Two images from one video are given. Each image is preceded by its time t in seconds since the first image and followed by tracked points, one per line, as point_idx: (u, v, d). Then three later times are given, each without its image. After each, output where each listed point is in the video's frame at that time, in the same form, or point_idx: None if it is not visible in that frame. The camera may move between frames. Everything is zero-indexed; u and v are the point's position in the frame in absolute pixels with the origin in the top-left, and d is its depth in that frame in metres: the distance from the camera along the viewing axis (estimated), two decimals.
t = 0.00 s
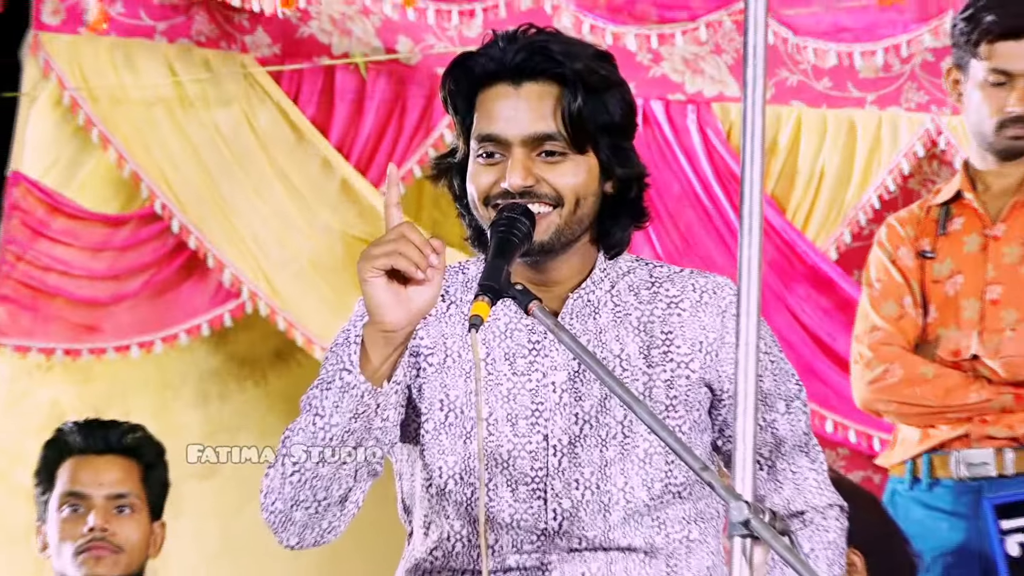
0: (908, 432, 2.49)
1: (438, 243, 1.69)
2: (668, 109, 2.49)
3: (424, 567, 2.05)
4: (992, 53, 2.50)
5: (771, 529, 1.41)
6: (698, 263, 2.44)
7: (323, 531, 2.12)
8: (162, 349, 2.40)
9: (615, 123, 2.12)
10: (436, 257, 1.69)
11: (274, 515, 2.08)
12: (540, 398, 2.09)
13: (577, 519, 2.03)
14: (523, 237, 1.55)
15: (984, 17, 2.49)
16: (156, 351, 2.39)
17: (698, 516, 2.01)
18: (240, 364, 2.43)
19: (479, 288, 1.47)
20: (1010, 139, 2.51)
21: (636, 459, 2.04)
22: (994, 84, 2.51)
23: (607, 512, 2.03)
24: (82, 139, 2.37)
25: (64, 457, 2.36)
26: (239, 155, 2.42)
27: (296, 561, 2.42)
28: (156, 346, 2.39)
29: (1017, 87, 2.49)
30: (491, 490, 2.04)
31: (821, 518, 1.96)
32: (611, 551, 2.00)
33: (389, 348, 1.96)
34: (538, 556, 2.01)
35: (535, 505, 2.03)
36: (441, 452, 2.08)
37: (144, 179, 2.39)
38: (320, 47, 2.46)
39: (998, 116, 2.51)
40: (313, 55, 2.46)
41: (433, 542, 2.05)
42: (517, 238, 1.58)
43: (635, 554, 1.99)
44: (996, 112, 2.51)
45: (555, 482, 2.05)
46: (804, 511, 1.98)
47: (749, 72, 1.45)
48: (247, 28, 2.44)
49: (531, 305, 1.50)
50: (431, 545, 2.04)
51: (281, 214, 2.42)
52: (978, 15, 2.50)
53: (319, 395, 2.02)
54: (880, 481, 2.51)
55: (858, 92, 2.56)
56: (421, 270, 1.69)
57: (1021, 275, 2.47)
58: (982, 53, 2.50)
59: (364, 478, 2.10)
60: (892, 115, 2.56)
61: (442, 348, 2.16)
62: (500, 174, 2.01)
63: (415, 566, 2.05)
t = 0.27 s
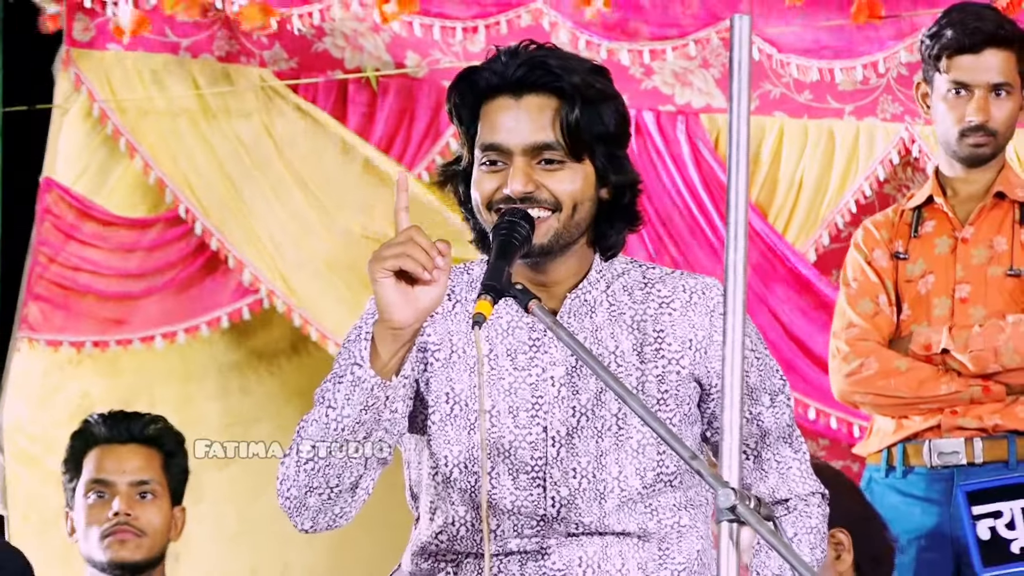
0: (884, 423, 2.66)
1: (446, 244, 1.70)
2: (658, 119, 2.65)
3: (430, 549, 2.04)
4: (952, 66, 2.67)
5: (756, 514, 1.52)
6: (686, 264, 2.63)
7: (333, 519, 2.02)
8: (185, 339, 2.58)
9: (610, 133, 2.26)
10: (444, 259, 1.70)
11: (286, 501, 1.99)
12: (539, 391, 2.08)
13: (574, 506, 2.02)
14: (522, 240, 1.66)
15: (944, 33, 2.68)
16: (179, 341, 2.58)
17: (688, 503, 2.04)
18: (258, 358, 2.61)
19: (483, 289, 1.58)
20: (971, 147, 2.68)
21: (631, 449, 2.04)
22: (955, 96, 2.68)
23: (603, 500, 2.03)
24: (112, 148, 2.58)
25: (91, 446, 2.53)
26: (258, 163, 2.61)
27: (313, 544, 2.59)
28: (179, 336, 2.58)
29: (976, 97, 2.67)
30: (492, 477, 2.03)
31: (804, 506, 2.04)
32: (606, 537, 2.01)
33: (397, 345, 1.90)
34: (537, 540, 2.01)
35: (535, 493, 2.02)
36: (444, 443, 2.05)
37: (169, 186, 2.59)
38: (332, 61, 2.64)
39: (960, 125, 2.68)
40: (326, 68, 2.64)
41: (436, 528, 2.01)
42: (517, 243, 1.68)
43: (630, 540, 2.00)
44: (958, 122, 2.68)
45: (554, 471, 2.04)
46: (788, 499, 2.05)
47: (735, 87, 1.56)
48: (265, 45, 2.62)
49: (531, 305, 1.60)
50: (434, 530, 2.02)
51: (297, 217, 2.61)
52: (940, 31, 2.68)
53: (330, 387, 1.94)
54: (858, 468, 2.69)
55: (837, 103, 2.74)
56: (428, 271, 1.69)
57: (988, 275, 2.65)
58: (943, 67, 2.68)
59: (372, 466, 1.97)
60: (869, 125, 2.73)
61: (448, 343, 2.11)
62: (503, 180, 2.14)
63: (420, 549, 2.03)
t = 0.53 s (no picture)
0: (885, 423, 2.66)
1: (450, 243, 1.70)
2: (662, 118, 2.68)
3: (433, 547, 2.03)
4: (950, 66, 2.69)
5: (758, 514, 1.52)
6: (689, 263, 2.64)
7: (338, 517, 2.00)
8: (188, 336, 2.58)
9: (615, 133, 2.25)
10: (448, 257, 1.70)
11: (290, 499, 1.97)
12: (543, 392, 2.05)
13: (577, 507, 2.00)
14: (526, 238, 1.66)
15: (942, 33, 2.69)
16: (182, 338, 2.58)
17: (691, 504, 2.02)
18: (259, 358, 2.61)
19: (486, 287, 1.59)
20: (970, 146, 2.69)
21: (634, 450, 2.02)
22: (953, 95, 2.70)
23: (605, 500, 2.01)
24: (114, 147, 2.58)
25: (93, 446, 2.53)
26: (259, 163, 2.62)
27: (317, 543, 2.59)
28: (182, 333, 2.58)
29: (974, 97, 2.68)
30: (495, 477, 2.00)
31: (807, 507, 2.02)
32: (609, 537, 1.99)
33: (402, 343, 1.89)
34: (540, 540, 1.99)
35: (538, 493, 2.00)
36: (448, 442, 2.02)
37: (171, 186, 2.59)
38: (337, 61, 2.66)
39: (959, 125, 2.69)
40: (331, 69, 2.66)
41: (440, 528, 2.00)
42: (520, 242, 1.68)
43: (633, 539, 1.99)
44: (957, 122, 2.69)
45: (557, 471, 2.01)
46: (791, 500, 2.03)
47: (737, 88, 1.56)
48: (269, 44, 2.64)
49: (533, 305, 1.61)
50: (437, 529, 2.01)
51: (299, 218, 2.61)
52: (938, 31, 2.69)
53: (334, 386, 1.92)
54: (861, 467, 2.68)
55: (841, 101, 2.74)
56: (433, 270, 1.68)
57: (989, 275, 2.67)
58: (942, 67, 2.69)
59: (378, 464, 1.96)
60: (872, 124, 2.74)
61: (452, 343, 2.08)
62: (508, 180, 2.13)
63: (423, 548, 2.02)
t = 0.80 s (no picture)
0: (886, 423, 2.66)
1: (452, 244, 1.62)
2: (663, 116, 2.69)
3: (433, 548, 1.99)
4: (947, 66, 2.69)
5: (759, 514, 1.51)
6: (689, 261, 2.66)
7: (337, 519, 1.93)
8: (188, 337, 2.59)
9: (617, 134, 2.17)
10: (449, 257, 1.63)
11: (291, 499, 1.89)
12: (545, 392, 2.01)
13: (578, 508, 1.96)
14: (526, 241, 1.64)
15: (939, 34, 2.70)
16: (182, 340, 2.59)
17: (692, 505, 1.99)
18: (258, 359, 2.62)
19: (486, 288, 1.57)
20: (970, 147, 2.69)
21: (635, 451, 1.99)
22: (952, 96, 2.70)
23: (606, 501, 1.97)
24: (116, 148, 2.59)
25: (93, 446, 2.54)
26: (261, 163, 2.63)
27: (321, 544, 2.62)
28: (182, 334, 2.59)
29: (972, 97, 2.69)
30: (495, 477, 1.97)
31: (808, 508, 1.98)
32: (610, 538, 1.96)
33: (404, 343, 1.81)
34: (541, 541, 1.95)
35: (540, 494, 1.96)
36: (449, 443, 1.98)
37: (171, 185, 2.60)
38: (337, 61, 2.67)
39: (957, 125, 2.69)
40: (331, 68, 2.67)
41: (439, 529, 1.97)
42: (520, 242, 1.65)
43: (633, 541, 1.95)
44: (956, 122, 2.69)
45: (558, 472, 1.97)
46: (792, 502, 1.99)
47: (737, 88, 1.54)
48: (269, 44, 2.65)
49: (533, 305, 1.57)
50: (437, 530, 1.98)
51: (301, 216, 2.63)
52: (935, 31, 2.71)
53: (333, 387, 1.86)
54: (862, 467, 2.67)
55: (842, 99, 2.73)
56: (433, 270, 1.61)
57: (989, 276, 2.66)
58: (939, 67, 2.70)
59: (378, 464, 1.88)
60: (874, 121, 2.73)
61: (454, 343, 2.03)
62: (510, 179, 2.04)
63: (422, 548, 1.99)
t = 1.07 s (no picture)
0: (886, 423, 2.66)
1: (451, 245, 1.62)
2: (663, 114, 2.70)
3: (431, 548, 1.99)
4: (946, 66, 2.69)
5: (758, 514, 1.51)
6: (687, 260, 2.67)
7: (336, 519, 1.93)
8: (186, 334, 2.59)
9: (618, 133, 2.16)
10: (448, 258, 1.62)
11: (289, 499, 1.89)
12: (545, 393, 2.01)
13: (578, 508, 1.96)
14: (525, 241, 1.64)
15: (938, 34, 2.70)
16: (180, 334, 2.59)
17: (691, 505, 1.99)
18: (256, 356, 2.63)
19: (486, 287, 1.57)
20: (968, 147, 2.69)
21: (635, 451, 1.99)
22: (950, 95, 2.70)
23: (606, 501, 1.97)
24: (113, 147, 2.59)
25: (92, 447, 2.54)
26: (260, 162, 2.63)
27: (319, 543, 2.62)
28: (180, 330, 2.59)
29: (970, 96, 2.69)
30: (495, 477, 1.97)
31: (808, 509, 1.98)
32: (609, 538, 1.96)
33: (403, 342, 1.81)
34: (540, 541, 1.95)
35: (539, 494, 1.96)
36: (449, 443, 1.98)
37: (170, 186, 2.60)
38: (336, 59, 2.67)
39: (956, 125, 2.69)
40: (331, 67, 2.67)
41: (438, 528, 1.97)
42: (519, 242, 1.65)
43: (633, 541, 1.95)
44: (955, 122, 2.69)
45: (558, 472, 1.97)
46: (792, 502, 1.99)
47: (736, 87, 1.54)
48: (270, 43, 2.65)
49: (533, 305, 1.58)
50: (436, 530, 1.98)
51: (299, 217, 2.64)
52: (934, 31, 2.71)
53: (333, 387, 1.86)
54: (863, 466, 2.67)
55: (842, 97, 2.73)
56: (433, 271, 1.61)
57: (989, 276, 2.66)
58: (938, 67, 2.70)
59: (378, 464, 1.88)
60: (874, 119, 2.73)
61: (454, 343, 2.03)
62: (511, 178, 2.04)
63: (421, 548, 1.99)
